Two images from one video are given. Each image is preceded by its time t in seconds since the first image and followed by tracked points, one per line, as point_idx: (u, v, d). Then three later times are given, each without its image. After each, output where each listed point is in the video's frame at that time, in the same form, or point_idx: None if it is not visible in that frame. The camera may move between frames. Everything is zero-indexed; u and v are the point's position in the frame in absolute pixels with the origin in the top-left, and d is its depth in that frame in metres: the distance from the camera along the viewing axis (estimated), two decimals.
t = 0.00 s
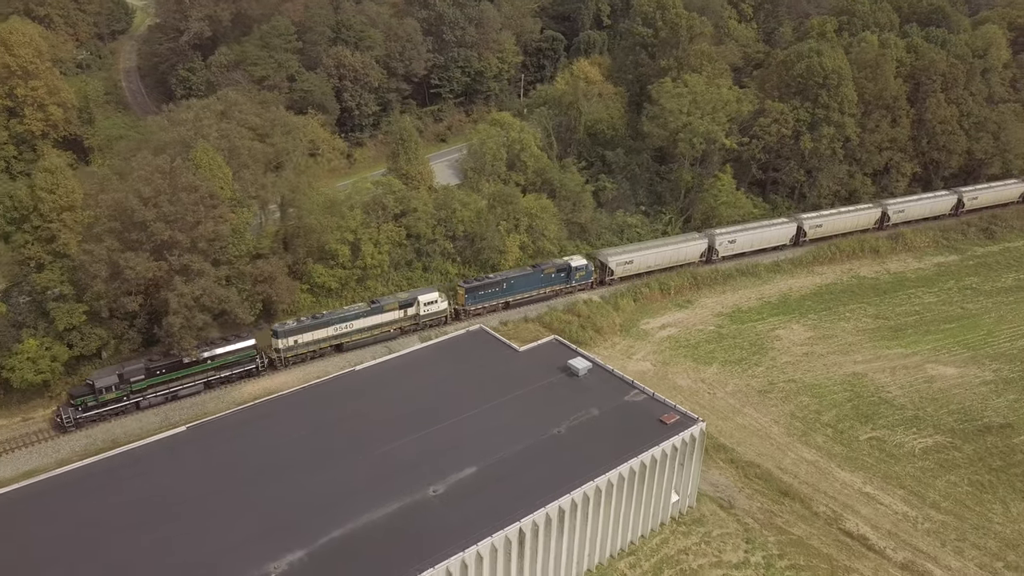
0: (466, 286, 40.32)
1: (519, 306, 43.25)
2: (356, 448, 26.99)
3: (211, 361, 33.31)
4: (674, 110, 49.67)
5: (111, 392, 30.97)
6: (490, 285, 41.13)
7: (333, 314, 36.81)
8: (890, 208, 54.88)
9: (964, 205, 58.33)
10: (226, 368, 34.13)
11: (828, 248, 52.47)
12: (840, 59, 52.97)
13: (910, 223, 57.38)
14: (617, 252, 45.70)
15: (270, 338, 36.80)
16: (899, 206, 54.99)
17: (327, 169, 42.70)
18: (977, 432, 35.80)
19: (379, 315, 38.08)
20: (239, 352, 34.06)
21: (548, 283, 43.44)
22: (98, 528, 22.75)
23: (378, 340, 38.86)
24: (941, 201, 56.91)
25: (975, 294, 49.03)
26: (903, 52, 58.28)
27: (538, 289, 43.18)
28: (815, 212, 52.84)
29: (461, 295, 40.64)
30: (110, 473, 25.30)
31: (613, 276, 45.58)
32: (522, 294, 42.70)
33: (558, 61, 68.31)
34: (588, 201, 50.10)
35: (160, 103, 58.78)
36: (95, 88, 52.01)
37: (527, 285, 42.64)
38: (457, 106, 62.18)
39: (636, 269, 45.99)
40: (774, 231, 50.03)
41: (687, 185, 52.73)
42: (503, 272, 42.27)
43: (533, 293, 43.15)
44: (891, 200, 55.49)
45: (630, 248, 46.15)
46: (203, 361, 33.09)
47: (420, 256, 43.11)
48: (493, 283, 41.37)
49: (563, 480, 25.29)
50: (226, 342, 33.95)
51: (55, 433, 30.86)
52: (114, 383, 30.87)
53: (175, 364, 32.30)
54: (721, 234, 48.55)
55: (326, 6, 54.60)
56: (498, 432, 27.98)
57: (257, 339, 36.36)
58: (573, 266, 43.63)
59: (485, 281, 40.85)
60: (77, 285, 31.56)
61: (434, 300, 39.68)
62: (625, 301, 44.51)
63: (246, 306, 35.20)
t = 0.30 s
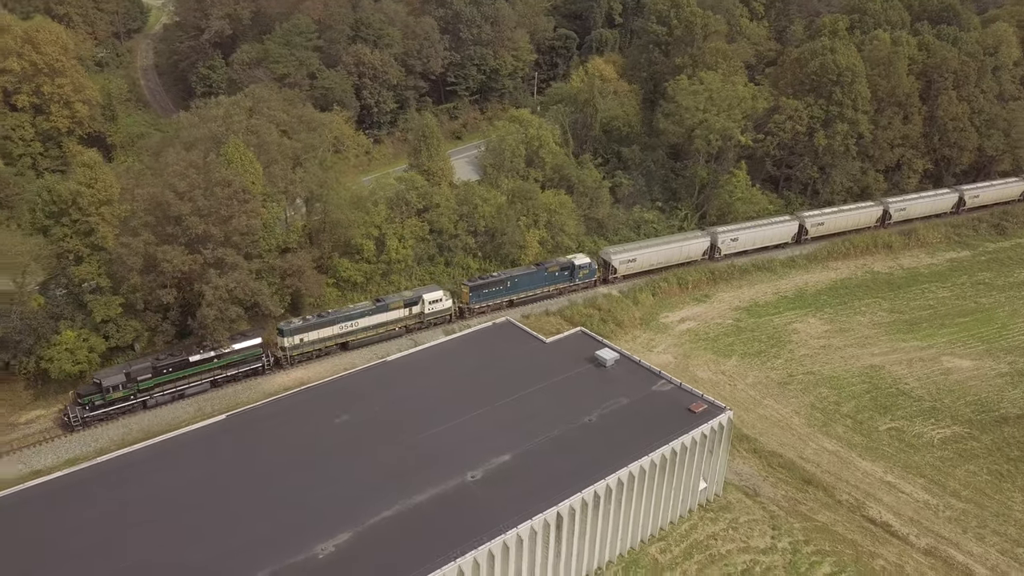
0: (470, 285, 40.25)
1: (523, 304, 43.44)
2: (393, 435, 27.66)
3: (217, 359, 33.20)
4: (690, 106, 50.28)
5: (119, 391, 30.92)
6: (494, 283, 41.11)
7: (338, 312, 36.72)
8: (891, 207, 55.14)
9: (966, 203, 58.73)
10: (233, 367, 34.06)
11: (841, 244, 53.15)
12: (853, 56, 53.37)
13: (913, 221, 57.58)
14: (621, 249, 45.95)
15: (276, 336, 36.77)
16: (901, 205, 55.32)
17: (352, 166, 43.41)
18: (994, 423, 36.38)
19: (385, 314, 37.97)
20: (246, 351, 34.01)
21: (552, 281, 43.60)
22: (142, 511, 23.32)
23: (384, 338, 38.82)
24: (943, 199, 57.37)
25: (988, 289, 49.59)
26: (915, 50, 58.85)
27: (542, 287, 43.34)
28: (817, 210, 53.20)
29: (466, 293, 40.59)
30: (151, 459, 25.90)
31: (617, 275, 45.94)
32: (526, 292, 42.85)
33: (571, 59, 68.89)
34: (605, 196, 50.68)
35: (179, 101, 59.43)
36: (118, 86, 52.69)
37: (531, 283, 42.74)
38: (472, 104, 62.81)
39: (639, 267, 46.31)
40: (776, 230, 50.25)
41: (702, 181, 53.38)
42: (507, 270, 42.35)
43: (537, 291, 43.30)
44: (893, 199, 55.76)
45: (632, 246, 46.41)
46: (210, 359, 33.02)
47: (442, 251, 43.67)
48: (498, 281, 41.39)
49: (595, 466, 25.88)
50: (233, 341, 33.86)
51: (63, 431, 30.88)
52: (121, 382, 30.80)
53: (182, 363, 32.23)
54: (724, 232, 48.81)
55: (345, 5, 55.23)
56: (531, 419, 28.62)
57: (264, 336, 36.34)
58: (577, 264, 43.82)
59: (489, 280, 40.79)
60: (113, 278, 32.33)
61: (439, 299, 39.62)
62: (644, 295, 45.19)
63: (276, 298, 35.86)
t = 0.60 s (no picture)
0: (475, 283, 40.30)
1: (526, 302, 43.62)
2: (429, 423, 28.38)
3: (223, 359, 33.12)
4: (706, 104, 50.89)
5: (125, 390, 30.88)
6: (498, 282, 41.16)
7: (344, 311, 36.60)
8: (892, 205, 55.32)
9: (967, 201, 58.87)
10: (238, 366, 33.96)
11: (855, 240, 53.79)
12: (866, 55, 54.11)
13: (915, 219, 57.86)
14: (624, 248, 46.13)
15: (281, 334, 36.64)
16: (902, 203, 55.47)
17: (376, 163, 44.07)
18: (1011, 415, 37.00)
19: (390, 312, 37.88)
20: (251, 351, 33.93)
21: (556, 279, 43.79)
22: (190, 493, 24.06)
23: (389, 337, 38.78)
24: (944, 198, 57.54)
25: (1001, 284, 50.18)
26: (927, 48, 59.49)
27: (546, 285, 43.50)
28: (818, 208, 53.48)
29: (470, 292, 40.63)
30: (179, 450, 26.18)
31: (620, 273, 46.11)
32: (529, 290, 42.98)
33: (583, 58, 69.44)
34: (622, 192, 51.30)
35: (198, 99, 60.09)
36: (141, 84, 53.39)
37: (534, 282, 42.89)
38: (487, 102, 63.43)
39: (642, 265, 46.55)
40: (776, 229, 50.53)
41: (717, 178, 54.04)
42: (511, 269, 42.44)
43: (540, 289, 43.46)
44: (894, 197, 55.92)
45: (635, 244, 46.63)
46: (216, 358, 32.95)
47: (463, 247, 44.23)
48: (502, 280, 41.41)
49: (623, 453, 26.50)
50: (239, 341, 33.77)
51: (69, 431, 30.89)
52: (128, 382, 30.78)
53: (188, 362, 32.18)
54: (726, 231, 49.01)
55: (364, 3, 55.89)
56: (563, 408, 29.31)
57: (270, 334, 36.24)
58: (581, 262, 44.04)
59: (493, 278, 40.81)
60: (147, 271, 33.11)
61: (444, 297, 39.59)
62: (662, 290, 45.87)
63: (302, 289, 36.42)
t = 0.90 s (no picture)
0: (479, 282, 40.39)
1: (531, 302, 43.71)
2: (463, 412, 29.09)
3: (230, 358, 33.08)
4: (721, 102, 51.56)
5: (134, 390, 30.84)
6: (503, 281, 41.26)
7: (350, 311, 36.51)
8: (894, 204, 55.39)
9: (967, 200, 58.86)
10: (245, 366, 33.91)
11: (868, 236, 54.50)
12: (879, 54, 54.81)
13: (925, 216, 58.46)
14: (626, 247, 46.37)
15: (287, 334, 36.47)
16: (902, 202, 55.55)
17: (400, 160, 44.77)
18: None
19: (395, 312, 37.89)
20: (258, 350, 33.85)
21: (560, 279, 43.94)
22: (234, 481, 24.76)
23: (394, 336, 38.71)
24: (944, 197, 57.35)
25: (1013, 280, 50.81)
26: (937, 47, 60.24)
27: (549, 285, 43.65)
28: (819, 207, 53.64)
29: (474, 292, 40.69)
30: (220, 441, 26.90)
31: (623, 272, 46.27)
32: (533, 290, 43.08)
33: (595, 57, 70.00)
34: (638, 189, 52.01)
35: (216, 98, 60.73)
36: (163, 82, 54.03)
37: (538, 281, 43.02)
38: (501, 100, 64.10)
39: (645, 264, 46.74)
40: (777, 228, 50.73)
41: (732, 175, 54.72)
42: (514, 268, 42.55)
43: (544, 289, 43.59)
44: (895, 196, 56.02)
45: (638, 244, 46.92)
46: (223, 358, 32.89)
47: (484, 243, 44.86)
48: (505, 279, 41.48)
49: (654, 441, 27.19)
50: (245, 340, 33.71)
51: (78, 431, 30.82)
52: (136, 381, 30.73)
53: (196, 361, 32.14)
54: (728, 230, 49.23)
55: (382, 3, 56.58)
56: (592, 398, 30.02)
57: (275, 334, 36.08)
58: (584, 261, 44.16)
59: (497, 277, 40.87)
60: (182, 265, 33.74)
61: (449, 297, 39.58)
62: (680, 286, 46.59)
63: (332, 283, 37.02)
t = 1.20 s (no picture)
0: (483, 282, 40.67)
1: (535, 300, 44.09)
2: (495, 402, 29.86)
3: (237, 358, 33.32)
4: (736, 101, 52.23)
5: (142, 390, 31.01)
6: (507, 280, 41.56)
7: (356, 310, 36.89)
8: (894, 203, 55.78)
9: (966, 199, 59.31)
10: (251, 366, 34.14)
11: (880, 233, 55.21)
12: (891, 53, 55.55)
13: (935, 214, 59.09)
14: (629, 246, 46.77)
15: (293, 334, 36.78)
16: (902, 201, 55.90)
17: (421, 158, 45.43)
18: None
19: (400, 311, 38.18)
20: (264, 350, 34.08)
21: (563, 277, 44.33)
22: (275, 469, 25.52)
23: (400, 336, 38.99)
24: (944, 196, 57.86)
25: None
26: (948, 46, 61.02)
27: (553, 283, 44.05)
28: (820, 206, 53.98)
29: (479, 291, 40.99)
30: (259, 430, 27.68)
31: (626, 271, 46.65)
32: (538, 289, 43.45)
33: (607, 56, 70.61)
34: (654, 186, 52.73)
35: (234, 98, 61.43)
36: (183, 81, 54.69)
37: (542, 280, 43.37)
38: (515, 100, 64.83)
39: (649, 262, 47.14)
40: (776, 227, 51.16)
41: (746, 172, 55.46)
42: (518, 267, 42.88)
43: (547, 288, 43.98)
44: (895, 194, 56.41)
45: (641, 243, 47.31)
46: (230, 358, 33.10)
47: (504, 239, 45.52)
48: (509, 279, 41.82)
49: (683, 430, 27.93)
50: (251, 340, 33.93)
51: (86, 431, 30.94)
52: (144, 381, 30.93)
53: (203, 361, 32.37)
54: (730, 228, 49.73)
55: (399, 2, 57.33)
56: (620, 388, 30.77)
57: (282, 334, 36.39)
58: (587, 260, 44.49)
59: (502, 277, 41.17)
60: (216, 260, 34.70)
61: (454, 296, 39.83)
62: (697, 281, 47.33)
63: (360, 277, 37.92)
